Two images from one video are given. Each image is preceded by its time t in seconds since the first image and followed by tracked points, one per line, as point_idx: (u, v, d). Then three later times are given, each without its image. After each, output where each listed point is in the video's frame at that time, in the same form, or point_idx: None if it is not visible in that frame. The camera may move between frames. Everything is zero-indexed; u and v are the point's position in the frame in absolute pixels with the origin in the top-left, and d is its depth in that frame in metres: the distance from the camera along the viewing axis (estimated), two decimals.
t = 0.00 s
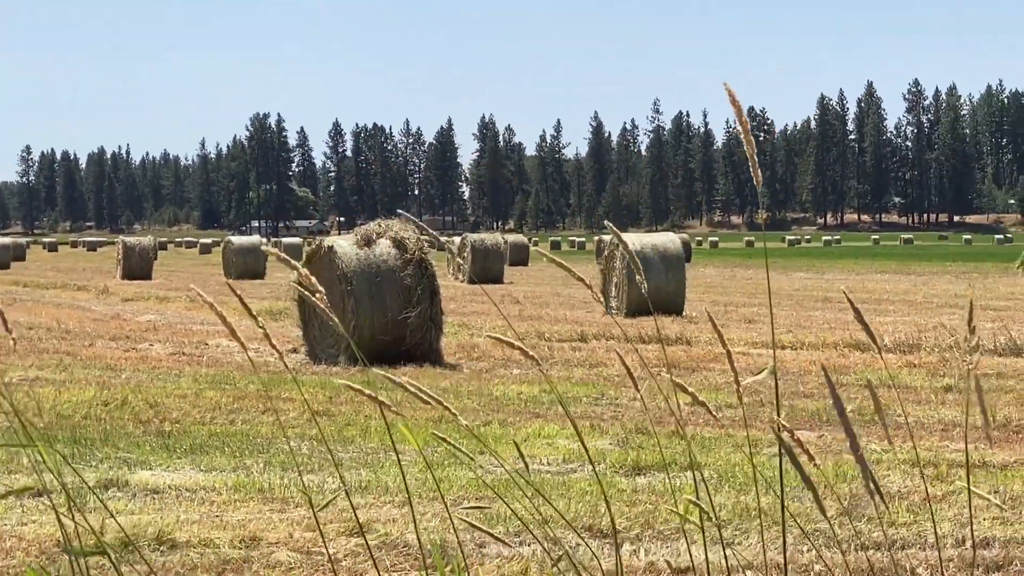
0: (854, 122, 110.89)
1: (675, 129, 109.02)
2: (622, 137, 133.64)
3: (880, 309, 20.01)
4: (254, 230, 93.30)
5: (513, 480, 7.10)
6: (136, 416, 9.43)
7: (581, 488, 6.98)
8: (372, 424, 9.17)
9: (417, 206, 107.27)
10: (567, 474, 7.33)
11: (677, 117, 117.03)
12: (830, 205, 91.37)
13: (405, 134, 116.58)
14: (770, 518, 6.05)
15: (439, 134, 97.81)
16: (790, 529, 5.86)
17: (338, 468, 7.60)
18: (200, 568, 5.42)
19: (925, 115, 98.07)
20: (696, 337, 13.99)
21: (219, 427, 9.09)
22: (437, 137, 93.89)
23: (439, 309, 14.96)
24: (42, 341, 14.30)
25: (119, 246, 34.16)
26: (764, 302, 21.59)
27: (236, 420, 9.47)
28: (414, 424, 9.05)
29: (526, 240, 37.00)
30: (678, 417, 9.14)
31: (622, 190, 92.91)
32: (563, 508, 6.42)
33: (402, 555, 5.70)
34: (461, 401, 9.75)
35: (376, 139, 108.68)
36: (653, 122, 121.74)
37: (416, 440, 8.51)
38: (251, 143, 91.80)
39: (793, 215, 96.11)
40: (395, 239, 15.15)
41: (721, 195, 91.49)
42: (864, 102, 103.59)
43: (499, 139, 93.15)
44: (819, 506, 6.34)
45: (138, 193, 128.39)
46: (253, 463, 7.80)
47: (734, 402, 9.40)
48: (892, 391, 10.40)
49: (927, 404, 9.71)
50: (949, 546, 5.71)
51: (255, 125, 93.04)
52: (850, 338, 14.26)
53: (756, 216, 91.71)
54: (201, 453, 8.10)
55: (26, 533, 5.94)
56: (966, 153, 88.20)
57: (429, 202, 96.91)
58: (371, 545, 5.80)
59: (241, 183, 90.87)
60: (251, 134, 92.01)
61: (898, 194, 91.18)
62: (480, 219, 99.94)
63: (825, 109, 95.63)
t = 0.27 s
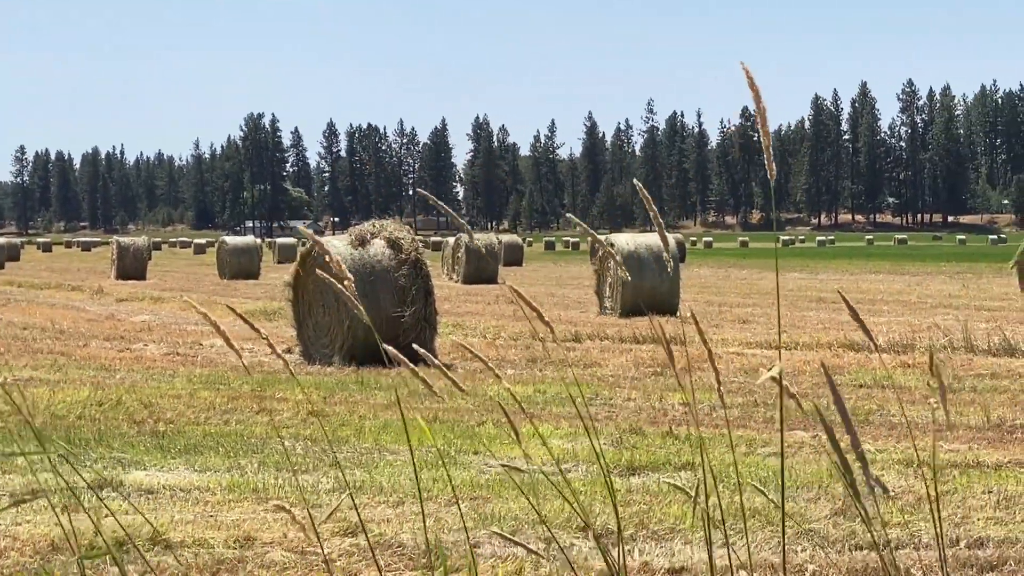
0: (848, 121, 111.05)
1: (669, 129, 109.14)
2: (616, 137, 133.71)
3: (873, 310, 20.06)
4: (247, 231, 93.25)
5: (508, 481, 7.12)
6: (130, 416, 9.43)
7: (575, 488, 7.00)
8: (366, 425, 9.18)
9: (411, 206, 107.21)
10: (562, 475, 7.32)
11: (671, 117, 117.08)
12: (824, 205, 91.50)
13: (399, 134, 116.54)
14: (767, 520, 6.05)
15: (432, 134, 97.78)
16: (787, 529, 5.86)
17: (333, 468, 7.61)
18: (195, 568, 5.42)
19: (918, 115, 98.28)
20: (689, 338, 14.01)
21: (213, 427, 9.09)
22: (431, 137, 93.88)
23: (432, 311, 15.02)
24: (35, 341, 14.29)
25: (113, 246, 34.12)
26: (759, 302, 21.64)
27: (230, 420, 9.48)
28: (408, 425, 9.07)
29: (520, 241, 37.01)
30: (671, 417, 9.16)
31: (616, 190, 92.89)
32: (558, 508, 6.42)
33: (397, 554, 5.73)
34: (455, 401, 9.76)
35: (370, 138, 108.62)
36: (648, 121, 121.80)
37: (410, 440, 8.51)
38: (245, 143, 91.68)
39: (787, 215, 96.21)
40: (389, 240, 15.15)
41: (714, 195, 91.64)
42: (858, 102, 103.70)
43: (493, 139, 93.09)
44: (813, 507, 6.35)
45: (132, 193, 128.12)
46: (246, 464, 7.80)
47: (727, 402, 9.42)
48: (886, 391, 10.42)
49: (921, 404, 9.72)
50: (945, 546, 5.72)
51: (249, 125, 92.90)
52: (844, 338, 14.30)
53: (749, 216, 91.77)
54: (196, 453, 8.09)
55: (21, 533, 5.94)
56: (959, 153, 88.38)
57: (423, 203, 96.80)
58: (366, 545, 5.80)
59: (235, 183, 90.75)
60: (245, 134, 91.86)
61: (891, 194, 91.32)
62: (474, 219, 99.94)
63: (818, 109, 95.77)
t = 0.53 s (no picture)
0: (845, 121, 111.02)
1: (666, 130, 109.10)
2: (613, 138, 133.68)
3: (871, 310, 20.06)
4: (244, 231, 93.17)
5: (505, 481, 7.12)
6: (127, 417, 9.41)
7: (572, 488, 6.99)
8: (363, 425, 9.18)
9: (408, 207, 107.10)
10: (558, 475, 7.32)
11: (668, 118, 117.12)
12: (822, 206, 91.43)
13: (397, 135, 116.50)
14: (763, 519, 6.05)
15: (430, 135, 97.67)
16: (784, 530, 5.86)
17: (329, 469, 7.60)
18: (191, 569, 5.43)
19: (916, 115, 98.21)
20: (687, 338, 14.02)
21: (211, 427, 9.09)
22: (428, 137, 93.81)
23: (429, 312, 15.02)
24: (32, 341, 14.29)
25: (111, 246, 34.12)
26: (755, 302, 21.66)
27: (227, 420, 9.47)
28: (405, 425, 9.07)
29: (518, 241, 37.01)
30: (669, 417, 9.16)
31: (613, 190, 92.90)
32: (553, 508, 6.43)
33: (394, 555, 5.73)
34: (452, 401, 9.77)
35: (368, 139, 108.53)
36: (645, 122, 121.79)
37: (408, 440, 8.51)
38: (242, 144, 91.64)
39: (784, 215, 96.16)
40: (386, 241, 15.14)
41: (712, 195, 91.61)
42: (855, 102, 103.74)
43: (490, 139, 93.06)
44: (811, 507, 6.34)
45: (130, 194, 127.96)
46: (243, 464, 7.80)
47: (724, 403, 9.43)
48: (884, 391, 10.43)
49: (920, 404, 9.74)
50: (940, 546, 5.73)
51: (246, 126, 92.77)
52: (840, 339, 14.31)
53: (747, 216, 91.84)
54: (192, 454, 8.08)
55: (18, 533, 5.94)
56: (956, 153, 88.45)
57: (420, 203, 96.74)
58: (363, 546, 5.80)
59: (232, 184, 90.66)
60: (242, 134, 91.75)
61: (889, 195, 91.23)
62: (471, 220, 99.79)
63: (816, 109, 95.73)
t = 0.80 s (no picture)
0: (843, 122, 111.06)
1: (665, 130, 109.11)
2: (611, 138, 133.70)
3: (869, 310, 20.08)
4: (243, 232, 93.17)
5: (504, 482, 7.12)
6: (126, 418, 9.40)
7: (572, 488, 6.99)
8: (362, 426, 9.17)
9: (407, 208, 107.06)
10: (557, 476, 7.32)
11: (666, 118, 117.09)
12: (819, 206, 91.45)
13: (395, 136, 116.44)
14: (761, 520, 6.06)
15: (428, 135, 97.66)
16: (783, 530, 5.86)
17: (328, 470, 7.62)
18: (190, 570, 5.44)
19: (914, 116, 98.24)
20: (685, 338, 14.02)
21: (209, 428, 9.09)
22: (427, 138, 93.79)
23: (428, 313, 15.01)
24: (30, 342, 14.29)
25: (109, 247, 34.10)
26: (754, 302, 21.68)
27: (225, 422, 9.46)
28: (404, 426, 9.06)
29: (515, 241, 37.00)
30: (668, 418, 9.16)
31: (611, 191, 92.95)
32: (552, 509, 6.43)
33: (393, 555, 5.73)
34: (451, 402, 9.78)
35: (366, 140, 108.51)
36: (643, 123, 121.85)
37: (406, 442, 8.51)
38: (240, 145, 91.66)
39: (782, 215, 96.16)
40: (385, 243, 15.13)
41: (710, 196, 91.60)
42: (852, 102, 103.82)
43: (488, 140, 93.06)
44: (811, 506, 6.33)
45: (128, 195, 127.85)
46: (242, 465, 7.79)
47: (723, 403, 9.43)
48: (882, 391, 10.44)
49: (919, 404, 9.74)
50: (939, 545, 5.73)
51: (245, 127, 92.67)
52: (838, 339, 14.31)
53: (745, 216, 91.90)
54: (192, 455, 8.08)
55: (18, 535, 5.94)
56: (954, 153, 88.50)
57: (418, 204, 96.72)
58: (362, 547, 5.80)
59: (230, 185, 90.62)
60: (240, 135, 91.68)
61: (887, 195, 91.23)
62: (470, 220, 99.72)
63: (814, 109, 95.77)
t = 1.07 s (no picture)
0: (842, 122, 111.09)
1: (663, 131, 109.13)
2: (610, 139, 133.70)
3: (868, 310, 20.09)
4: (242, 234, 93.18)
5: (504, 483, 7.12)
6: (125, 420, 9.40)
7: (573, 489, 6.99)
8: (361, 428, 9.17)
9: (406, 209, 107.04)
10: (557, 477, 7.32)
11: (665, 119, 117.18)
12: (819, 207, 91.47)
13: (394, 137, 116.41)
14: (760, 521, 6.05)
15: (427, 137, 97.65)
16: (782, 530, 5.86)
17: (327, 471, 7.61)
18: (189, 571, 5.44)
19: (913, 116, 98.25)
20: (685, 339, 14.02)
21: (209, 430, 9.09)
22: (426, 139, 93.77)
23: (427, 314, 15.01)
24: (28, 344, 14.27)
25: (108, 249, 34.09)
26: (753, 303, 21.69)
27: (224, 423, 9.46)
28: (403, 428, 9.07)
29: (514, 243, 37.00)
30: (668, 419, 9.16)
31: (611, 192, 92.95)
32: (553, 510, 6.43)
33: (393, 556, 5.72)
34: (451, 403, 9.78)
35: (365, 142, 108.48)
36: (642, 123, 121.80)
37: (406, 443, 8.50)
38: (239, 147, 91.70)
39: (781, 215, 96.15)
40: (383, 244, 15.13)
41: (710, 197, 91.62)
42: (851, 103, 103.88)
43: (487, 142, 93.08)
44: (809, 508, 6.34)
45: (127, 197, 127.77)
46: (241, 467, 7.78)
47: (723, 404, 9.43)
48: (882, 392, 10.44)
49: (918, 405, 9.76)
50: (938, 545, 5.74)
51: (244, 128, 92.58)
52: (838, 339, 14.31)
53: (744, 216, 91.91)
54: (191, 457, 8.07)
55: (17, 537, 5.94)
56: (953, 153, 88.55)
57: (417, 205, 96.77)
58: (362, 549, 5.80)
59: (229, 187, 90.57)
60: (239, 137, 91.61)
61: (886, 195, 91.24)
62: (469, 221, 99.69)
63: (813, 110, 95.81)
